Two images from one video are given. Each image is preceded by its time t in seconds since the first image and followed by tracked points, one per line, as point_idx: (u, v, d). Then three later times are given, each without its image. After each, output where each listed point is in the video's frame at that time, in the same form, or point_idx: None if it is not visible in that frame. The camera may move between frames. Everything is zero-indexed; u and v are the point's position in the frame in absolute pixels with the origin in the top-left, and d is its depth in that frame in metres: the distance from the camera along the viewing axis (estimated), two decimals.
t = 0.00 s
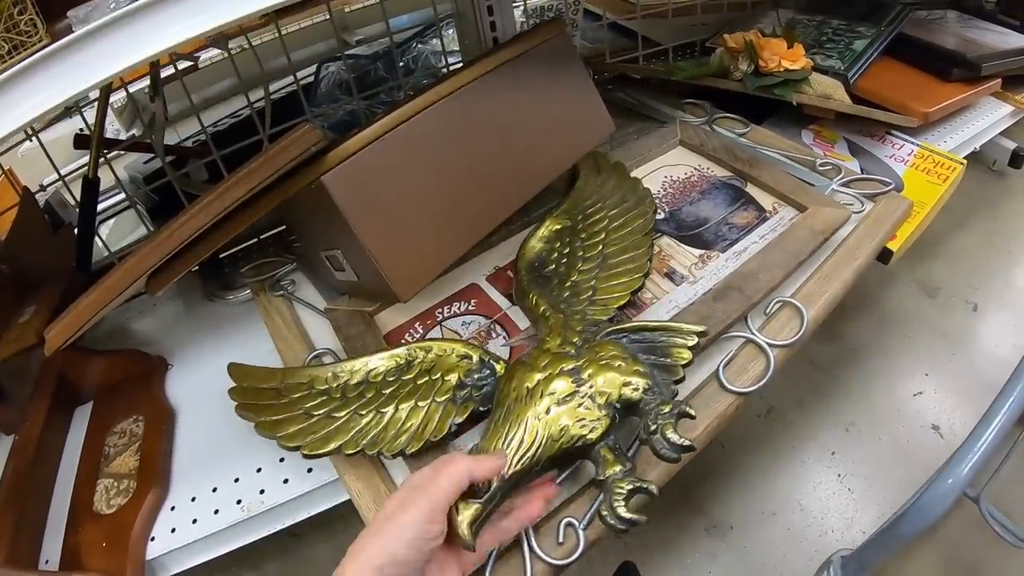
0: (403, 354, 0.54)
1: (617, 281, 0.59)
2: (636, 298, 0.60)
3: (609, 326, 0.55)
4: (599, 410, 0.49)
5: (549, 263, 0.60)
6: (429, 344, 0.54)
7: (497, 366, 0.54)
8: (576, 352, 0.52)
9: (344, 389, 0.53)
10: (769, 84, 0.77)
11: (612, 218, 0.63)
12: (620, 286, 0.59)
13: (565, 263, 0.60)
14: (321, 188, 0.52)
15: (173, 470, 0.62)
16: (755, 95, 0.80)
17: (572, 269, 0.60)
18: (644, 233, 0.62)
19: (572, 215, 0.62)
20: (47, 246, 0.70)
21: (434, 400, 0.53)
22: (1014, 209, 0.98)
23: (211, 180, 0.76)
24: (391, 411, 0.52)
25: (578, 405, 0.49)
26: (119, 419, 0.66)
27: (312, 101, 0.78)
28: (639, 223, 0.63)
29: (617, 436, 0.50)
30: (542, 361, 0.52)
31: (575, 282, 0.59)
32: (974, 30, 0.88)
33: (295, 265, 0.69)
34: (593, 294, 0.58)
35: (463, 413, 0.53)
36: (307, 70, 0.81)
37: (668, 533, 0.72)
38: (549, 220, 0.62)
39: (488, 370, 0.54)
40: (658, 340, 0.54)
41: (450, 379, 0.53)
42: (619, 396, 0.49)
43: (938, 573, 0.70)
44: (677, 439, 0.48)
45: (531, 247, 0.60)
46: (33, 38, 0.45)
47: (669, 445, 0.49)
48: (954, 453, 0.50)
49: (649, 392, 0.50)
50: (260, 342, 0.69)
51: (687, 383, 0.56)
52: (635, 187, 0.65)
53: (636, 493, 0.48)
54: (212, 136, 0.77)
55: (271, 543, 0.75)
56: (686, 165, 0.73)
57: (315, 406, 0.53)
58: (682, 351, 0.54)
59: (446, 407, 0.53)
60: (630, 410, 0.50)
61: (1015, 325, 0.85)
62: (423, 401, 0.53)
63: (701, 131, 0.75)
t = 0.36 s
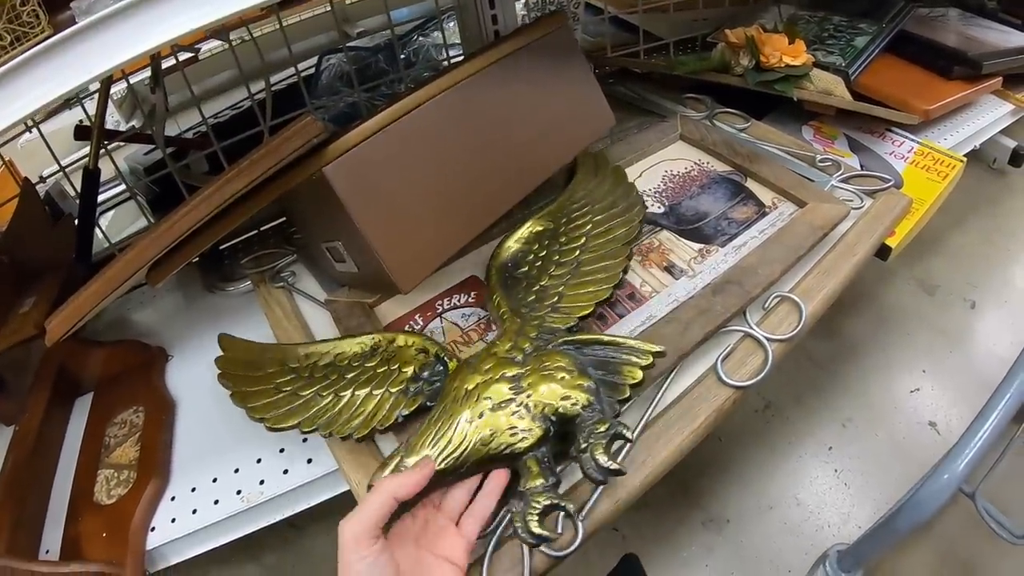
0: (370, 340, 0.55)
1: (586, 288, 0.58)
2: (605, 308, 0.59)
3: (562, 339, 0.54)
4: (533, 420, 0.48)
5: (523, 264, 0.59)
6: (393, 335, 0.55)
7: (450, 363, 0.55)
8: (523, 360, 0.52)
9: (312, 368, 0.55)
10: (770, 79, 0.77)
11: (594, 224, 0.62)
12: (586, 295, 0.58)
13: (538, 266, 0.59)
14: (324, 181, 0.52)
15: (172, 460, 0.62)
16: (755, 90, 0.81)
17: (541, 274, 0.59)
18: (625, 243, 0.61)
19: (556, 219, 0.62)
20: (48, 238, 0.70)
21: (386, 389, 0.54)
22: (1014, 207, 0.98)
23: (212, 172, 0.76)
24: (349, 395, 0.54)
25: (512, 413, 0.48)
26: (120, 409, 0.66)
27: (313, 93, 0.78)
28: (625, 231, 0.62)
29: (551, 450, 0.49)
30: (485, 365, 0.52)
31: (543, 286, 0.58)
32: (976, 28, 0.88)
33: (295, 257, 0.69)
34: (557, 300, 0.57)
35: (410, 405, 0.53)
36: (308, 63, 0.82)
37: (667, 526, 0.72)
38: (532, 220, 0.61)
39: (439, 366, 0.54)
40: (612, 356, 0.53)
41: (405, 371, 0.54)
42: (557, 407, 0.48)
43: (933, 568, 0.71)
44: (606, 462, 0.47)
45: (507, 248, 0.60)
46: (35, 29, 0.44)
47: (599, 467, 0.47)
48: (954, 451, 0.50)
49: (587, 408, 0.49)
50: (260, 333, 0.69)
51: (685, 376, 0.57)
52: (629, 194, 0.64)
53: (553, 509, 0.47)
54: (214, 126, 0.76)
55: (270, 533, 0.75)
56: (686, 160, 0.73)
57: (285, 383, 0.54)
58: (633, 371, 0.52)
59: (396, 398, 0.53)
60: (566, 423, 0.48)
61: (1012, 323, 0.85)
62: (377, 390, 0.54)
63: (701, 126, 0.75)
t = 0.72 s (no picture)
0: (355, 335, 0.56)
1: (570, 293, 0.57)
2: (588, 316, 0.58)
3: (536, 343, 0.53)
4: (492, 427, 0.46)
5: (512, 267, 0.58)
6: (377, 331, 0.55)
7: (425, 362, 0.54)
8: (492, 363, 0.51)
9: (297, 361, 0.56)
10: (782, 75, 0.76)
11: (590, 228, 0.61)
12: (571, 300, 0.57)
13: (527, 269, 0.58)
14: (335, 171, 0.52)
15: (179, 449, 0.62)
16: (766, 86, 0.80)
17: (528, 278, 0.58)
18: (621, 246, 0.61)
19: (553, 221, 0.61)
20: (58, 228, 0.70)
21: (363, 386, 0.54)
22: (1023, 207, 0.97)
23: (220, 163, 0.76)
24: (329, 389, 0.54)
25: (471, 418, 0.47)
26: (128, 399, 0.66)
27: (323, 85, 0.78)
28: (622, 235, 0.61)
29: (511, 459, 0.47)
30: (453, 366, 0.51)
31: (528, 290, 0.57)
32: (989, 26, 0.87)
33: (305, 248, 0.69)
34: (541, 304, 0.57)
35: (382, 403, 0.53)
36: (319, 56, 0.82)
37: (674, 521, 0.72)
38: (526, 222, 0.60)
39: (415, 366, 0.54)
40: (587, 365, 0.52)
41: (383, 369, 0.54)
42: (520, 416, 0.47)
43: (939, 566, 0.70)
44: (560, 476, 0.45)
45: (497, 250, 0.59)
46: (45, 13, 0.41)
47: (554, 482, 0.45)
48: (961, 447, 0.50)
49: (551, 418, 0.47)
50: (269, 323, 0.69)
51: (695, 370, 0.57)
52: (633, 198, 0.64)
53: (502, 520, 0.44)
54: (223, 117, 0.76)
55: (277, 523, 0.75)
56: (697, 155, 0.72)
57: (274, 372, 0.55)
58: (606, 382, 0.51)
59: (372, 394, 0.53)
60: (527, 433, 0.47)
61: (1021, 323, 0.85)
62: (356, 385, 0.54)
63: (710, 121, 0.75)
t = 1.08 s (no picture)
0: (358, 347, 0.55)
1: (575, 301, 0.57)
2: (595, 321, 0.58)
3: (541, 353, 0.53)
4: (493, 439, 0.47)
5: (516, 275, 0.58)
6: (380, 343, 0.55)
7: (427, 374, 0.54)
8: (494, 374, 0.51)
9: (303, 376, 0.55)
10: (790, 72, 0.77)
11: (596, 232, 0.61)
12: (576, 307, 0.57)
13: (532, 276, 0.58)
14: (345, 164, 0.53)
15: (186, 439, 0.62)
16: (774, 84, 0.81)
17: (532, 286, 0.58)
18: (627, 251, 0.60)
19: (559, 227, 0.60)
20: (67, 220, 0.71)
21: (365, 401, 0.54)
22: None
23: (229, 157, 0.76)
24: (332, 403, 0.54)
25: (471, 430, 0.47)
26: (136, 389, 0.67)
27: (332, 79, 0.78)
28: (630, 238, 0.61)
29: (513, 472, 0.47)
30: (453, 378, 0.51)
31: (533, 298, 0.57)
32: (998, 27, 0.87)
33: (313, 241, 0.70)
34: (546, 312, 0.56)
35: (383, 417, 0.53)
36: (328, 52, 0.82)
37: (677, 517, 0.72)
38: (531, 229, 0.60)
39: (417, 378, 0.54)
40: (591, 374, 0.51)
41: (386, 381, 0.54)
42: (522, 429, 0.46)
43: (942, 565, 0.70)
44: (563, 489, 0.45)
45: (501, 258, 0.59)
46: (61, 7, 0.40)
47: (556, 494, 0.45)
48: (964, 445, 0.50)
49: (553, 430, 0.47)
50: (277, 315, 0.69)
51: (699, 366, 0.57)
52: (641, 201, 0.63)
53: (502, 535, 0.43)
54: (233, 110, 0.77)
55: (282, 513, 0.76)
56: (704, 151, 0.72)
57: (278, 388, 0.55)
58: (612, 391, 0.51)
59: (374, 408, 0.53)
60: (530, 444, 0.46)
61: None
62: (358, 399, 0.54)
63: (717, 118, 0.75)
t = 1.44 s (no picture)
0: (361, 354, 0.55)
1: (583, 322, 0.55)
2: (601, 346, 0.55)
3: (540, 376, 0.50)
4: (488, 464, 0.45)
5: (526, 290, 0.56)
6: (383, 352, 0.54)
7: (428, 388, 0.53)
8: (493, 396, 0.49)
9: (307, 378, 0.56)
10: (794, 69, 0.77)
11: (611, 248, 0.58)
12: (583, 330, 0.54)
13: (541, 293, 0.56)
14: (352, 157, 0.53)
15: (191, 430, 0.63)
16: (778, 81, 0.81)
17: (541, 303, 0.55)
18: (641, 272, 0.57)
19: (573, 242, 0.58)
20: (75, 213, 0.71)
21: (366, 409, 0.54)
22: None
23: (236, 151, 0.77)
24: (332, 409, 0.54)
25: (466, 454, 0.46)
26: (142, 380, 0.67)
27: (338, 75, 0.78)
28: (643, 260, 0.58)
29: (507, 497, 0.46)
30: (453, 397, 0.49)
31: (540, 315, 0.55)
32: (1004, 26, 0.87)
33: (319, 234, 0.70)
34: (552, 333, 0.54)
35: (382, 427, 0.52)
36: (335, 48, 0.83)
37: (678, 511, 0.73)
38: (544, 243, 0.58)
39: (418, 391, 0.53)
40: (594, 402, 0.50)
41: (387, 392, 0.53)
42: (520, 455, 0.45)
43: (943, 562, 0.71)
44: (555, 523, 0.44)
45: (511, 272, 0.56)
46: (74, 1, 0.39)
47: (548, 527, 0.44)
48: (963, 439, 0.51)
49: (551, 458, 0.46)
50: (282, 308, 0.70)
51: (700, 359, 0.57)
52: (661, 217, 0.61)
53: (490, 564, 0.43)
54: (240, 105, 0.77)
55: (285, 504, 0.76)
56: (708, 147, 0.73)
57: (281, 389, 0.56)
58: (613, 422, 0.49)
59: (374, 418, 0.53)
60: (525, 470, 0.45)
61: None
62: (358, 408, 0.54)
63: (722, 114, 0.75)
